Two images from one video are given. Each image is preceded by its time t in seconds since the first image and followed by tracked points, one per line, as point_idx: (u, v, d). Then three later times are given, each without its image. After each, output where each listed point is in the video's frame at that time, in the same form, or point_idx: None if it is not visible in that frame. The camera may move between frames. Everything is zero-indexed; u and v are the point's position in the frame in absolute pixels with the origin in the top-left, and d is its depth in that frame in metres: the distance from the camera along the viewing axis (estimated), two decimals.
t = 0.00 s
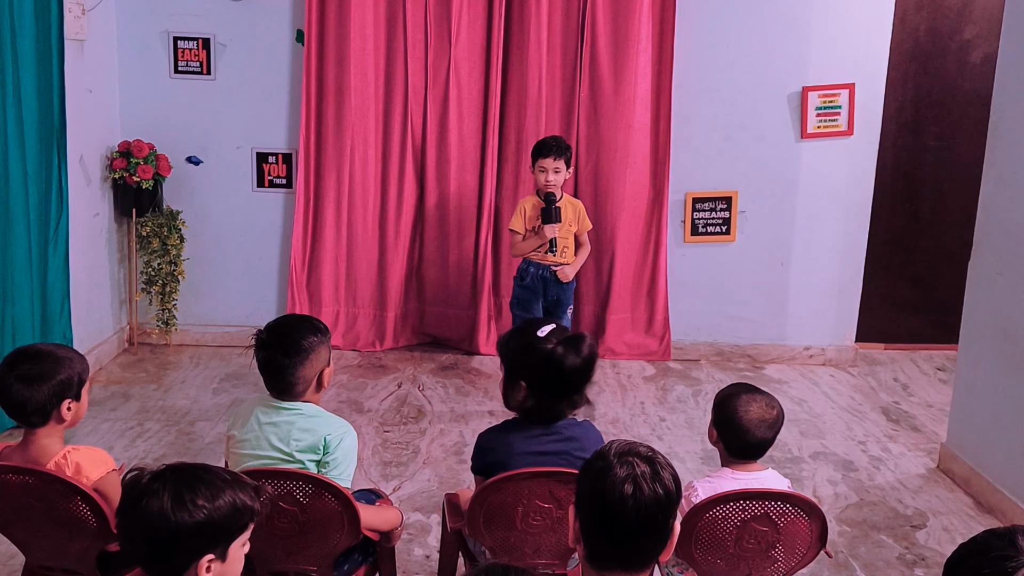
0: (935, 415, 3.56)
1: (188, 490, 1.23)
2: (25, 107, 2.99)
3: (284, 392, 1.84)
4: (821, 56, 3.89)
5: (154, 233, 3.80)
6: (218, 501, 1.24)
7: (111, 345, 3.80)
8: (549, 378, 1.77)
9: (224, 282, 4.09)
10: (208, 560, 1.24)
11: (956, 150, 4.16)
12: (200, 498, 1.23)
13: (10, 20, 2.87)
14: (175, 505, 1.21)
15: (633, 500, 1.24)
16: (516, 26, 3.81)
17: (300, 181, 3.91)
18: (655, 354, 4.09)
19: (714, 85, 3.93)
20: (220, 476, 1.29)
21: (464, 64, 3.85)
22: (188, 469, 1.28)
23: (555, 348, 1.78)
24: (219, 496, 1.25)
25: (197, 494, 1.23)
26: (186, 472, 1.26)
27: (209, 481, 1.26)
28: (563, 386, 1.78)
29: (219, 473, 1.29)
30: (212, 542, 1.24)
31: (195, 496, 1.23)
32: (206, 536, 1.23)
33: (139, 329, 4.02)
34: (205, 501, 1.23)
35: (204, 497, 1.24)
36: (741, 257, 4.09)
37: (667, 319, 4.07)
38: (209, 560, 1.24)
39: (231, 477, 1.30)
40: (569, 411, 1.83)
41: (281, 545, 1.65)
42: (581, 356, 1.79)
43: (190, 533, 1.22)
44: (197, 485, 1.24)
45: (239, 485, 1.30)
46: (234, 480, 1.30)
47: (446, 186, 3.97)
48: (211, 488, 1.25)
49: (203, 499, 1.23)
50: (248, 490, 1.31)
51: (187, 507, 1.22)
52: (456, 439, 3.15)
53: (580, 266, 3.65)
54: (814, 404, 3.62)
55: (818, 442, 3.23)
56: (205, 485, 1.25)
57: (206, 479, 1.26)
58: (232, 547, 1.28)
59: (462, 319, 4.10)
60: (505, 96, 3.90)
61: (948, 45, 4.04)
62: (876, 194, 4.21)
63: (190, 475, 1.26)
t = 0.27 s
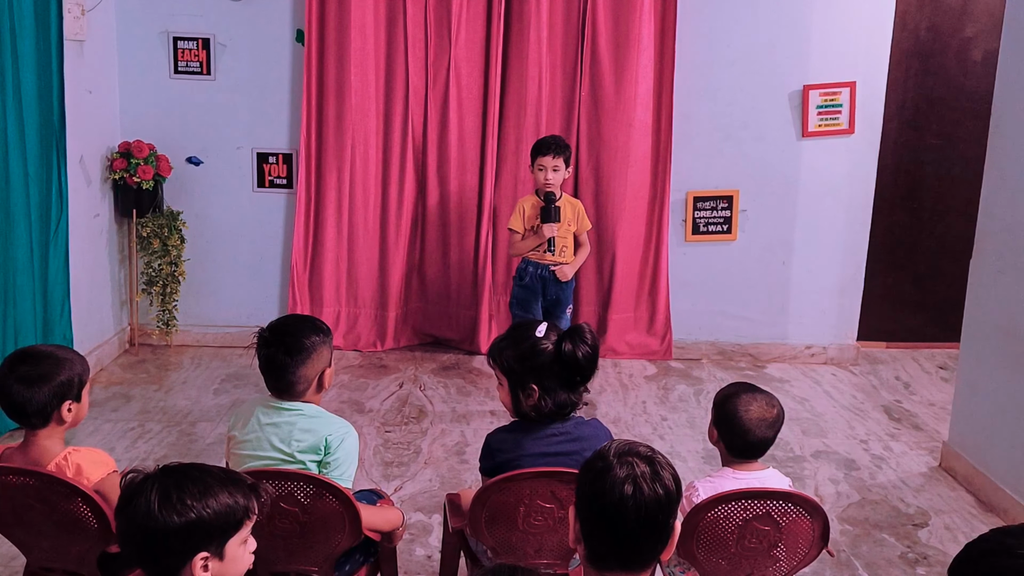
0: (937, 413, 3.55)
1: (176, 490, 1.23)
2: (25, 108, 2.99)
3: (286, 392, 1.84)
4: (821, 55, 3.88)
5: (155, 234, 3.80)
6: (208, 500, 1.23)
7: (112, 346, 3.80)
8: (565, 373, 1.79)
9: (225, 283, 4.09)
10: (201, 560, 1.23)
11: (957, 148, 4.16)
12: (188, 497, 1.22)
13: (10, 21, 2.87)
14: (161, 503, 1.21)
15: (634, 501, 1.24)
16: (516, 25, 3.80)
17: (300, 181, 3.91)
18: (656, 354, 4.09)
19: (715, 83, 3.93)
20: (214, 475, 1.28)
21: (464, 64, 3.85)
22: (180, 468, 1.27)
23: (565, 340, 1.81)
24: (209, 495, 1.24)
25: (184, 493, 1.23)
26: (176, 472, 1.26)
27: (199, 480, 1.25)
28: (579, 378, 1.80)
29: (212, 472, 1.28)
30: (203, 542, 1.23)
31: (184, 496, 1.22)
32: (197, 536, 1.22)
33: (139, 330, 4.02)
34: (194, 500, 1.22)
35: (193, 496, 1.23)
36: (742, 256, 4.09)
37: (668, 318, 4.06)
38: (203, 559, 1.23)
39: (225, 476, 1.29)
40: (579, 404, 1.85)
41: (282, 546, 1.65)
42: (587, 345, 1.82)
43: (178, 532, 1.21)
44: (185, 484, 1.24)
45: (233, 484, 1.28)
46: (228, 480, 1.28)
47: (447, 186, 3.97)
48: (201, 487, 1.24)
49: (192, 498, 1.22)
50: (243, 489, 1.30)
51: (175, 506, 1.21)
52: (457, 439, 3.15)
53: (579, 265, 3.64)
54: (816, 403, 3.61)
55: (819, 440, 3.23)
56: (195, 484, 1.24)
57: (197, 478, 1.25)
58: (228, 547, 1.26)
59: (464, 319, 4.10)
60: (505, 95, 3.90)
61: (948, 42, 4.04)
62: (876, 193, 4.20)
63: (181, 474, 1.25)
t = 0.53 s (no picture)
0: (939, 413, 3.55)
1: (174, 491, 1.22)
2: (27, 110, 2.99)
3: (287, 392, 1.84)
4: (822, 54, 3.88)
5: (156, 234, 3.79)
6: (207, 501, 1.23)
7: (113, 347, 3.80)
8: (565, 373, 1.79)
9: (226, 284, 4.09)
10: (200, 560, 1.22)
11: (958, 147, 4.15)
12: (187, 498, 1.22)
13: (12, 22, 2.87)
14: (159, 505, 1.21)
15: (636, 502, 1.24)
16: (517, 25, 3.80)
17: (301, 182, 3.91)
18: (657, 354, 4.08)
19: (716, 83, 3.92)
20: (212, 475, 1.27)
21: (465, 64, 3.85)
22: (178, 469, 1.27)
23: (565, 341, 1.81)
24: (208, 496, 1.24)
25: (182, 494, 1.22)
26: (174, 473, 1.25)
27: (197, 480, 1.25)
28: (579, 379, 1.80)
29: (210, 472, 1.27)
30: (201, 542, 1.22)
31: (182, 497, 1.22)
32: (195, 537, 1.22)
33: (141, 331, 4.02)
34: (192, 501, 1.22)
35: (191, 497, 1.22)
36: (744, 256, 4.08)
37: (670, 318, 4.06)
38: (203, 560, 1.23)
39: (223, 476, 1.29)
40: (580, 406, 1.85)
41: (284, 547, 1.65)
42: (588, 346, 1.82)
43: (176, 534, 1.21)
44: (183, 485, 1.23)
45: (232, 484, 1.28)
46: (226, 480, 1.28)
47: (448, 186, 3.97)
48: (199, 488, 1.24)
49: (190, 499, 1.22)
50: (242, 489, 1.29)
51: (172, 507, 1.21)
52: (459, 439, 3.15)
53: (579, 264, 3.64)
54: (818, 403, 3.61)
55: (821, 440, 3.22)
56: (193, 485, 1.24)
57: (195, 479, 1.25)
58: (227, 547, 1.26)
59: (465, 319, 4.10)
60: (506, 95, 3.89)
61: (949, 42, 4.03)
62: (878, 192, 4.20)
63: (178, 475, 1.25)
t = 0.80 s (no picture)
0: (941, 414, 3.55)
1: (180, 491, 1.23)
2: (30, 112, 2.99)
3: (288, 394, 1.84)
4: (824, 55, 3.88)
5: (158, 236, 3.79)
6: (212, 501, 1.23)
7: (115, 348, 3.80)
8: (565, 373, 1.80)
9: (228, 285, 4.09)
10: (204, 560, 1.23)
11: (959, 148, 4.15)
12: (192, 497, 1.23)
13: (15, 24, 2.88)
14: (165, 504, 1.21)
15: (638, 504, 1.24)
16: (518, 27, 3.81)
17: (303, 183, 3.91)
18: (659, 355, 4.08)
19: (717, 85, 3.93)
20: (216, 476, 1.28)
21: (467, 66, 3.85)
22: (183, 469, 1.27)
23: (567, 342, 1.82)
24: (213, 496, 1.24)
25: (188, 494, 1.23)
26: (179, 473, 1.26)
27: (202, 480, 1.25)
28: (579, 379, 1.81)
29: (215, 473, 1.28)
30: (206, 542, 1.23)
31: (188, 497, 1.22)
32: (200, 536, 1.22)
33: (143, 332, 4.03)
34: (197, 501, 1.22)
35: (197, 497, 1.23)
36: (746, 257, 4.08)
37: (671, 319, 4.06)
38: (206, 560, 1.24)
39: (228, 477, 1.29)
40: (581, 406, 1.86)
41: (286, 548, 1.66)
42: (591, 347, 1.83)
43: (182, 533, 1.21)
44: (189, 485, 1.24)
45: (235, 484, 1.29)
46: (230, 480, 1.29)
47: (449, 187, 3.97)
48: (204, 488, 1.24)
49: (195, 499, 1.22)
50: (246, 489, 1.30)
51: (178, 507, 1.21)
52: (460, 440, 3.15)
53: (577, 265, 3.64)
54: (819, 404, 3.61)
55: (822, 441, 3.22)
56: (198, 485, 1.24)
57: (200, 479, 1.25)
58: (231, 547, 1.27)
59: (466, 320, 4.10)
60: (507, 96, 3.90)
61: (951, 43, 4.03)
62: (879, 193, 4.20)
63: (183, 475, 1.25)
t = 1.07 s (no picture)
0: (943, 414, 3.55)
1: (185, 493, 1.23)
2: (32, 116, 3.00)
3: (289, 395, 1.85)
4: (825, 56, 3.88)
5: (161, 239, 3.80)
6: (217, 503, 1.24)
7: (118, 351, 3.81)
8: (564, 374, 1.81)
9: (230, 288, 4.10)
10: (210, 561, 1.23)
11: (960, 149, 4.16)
12: (198, 500, 1.23)
13: (17, 29, 2.89)
14: (171, 507, 1.22)
15: (641, 504, 1.24)
16: (519, 29, 3.81)
17: (305, 186, 3.92)
18: (661, 356, 4.08)
19: (718, 87, 3.93)
20: (222, 478, 1.28)
21: (468, 68, 3.86)
22: (189, 471, 1.28)
23: (567, 342, 1.83)
24: (218, 498, 1.24)
25: (194, 497, 1.23)
26: (184, 474, 1.26)
27: (207, 482, 1.26)
28: (578, 379, 1.82)
29: (220, 474, 1.28)
30: (212, 544, 1.23)
31: (194, 499, 1.23)
32: (206, 538, 1.23)
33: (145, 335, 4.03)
34: (201, 504, 1.23)
35: (202, 499, 1.23)
36: (747, 258, 4.09)
37: (673, 321, 4.07)
38: (212, 561, 1.24)
39: (233, 478, 1.30)
40: (580, 407, 1.86)
41: (290, 550, 1.66)
42: (590, 348, 1.83)
43: (188, 535, 1.22)
44: (194, 487, 1.24)
45: (241, 486, 1.29)
46: (236, 482, 1.29)
47: (450, 189, 3.97)
48: (210, 490, 1.25)
49: (200, 501, 1.23)
50: (251, 491, 1.30)
51: (184, 509, 1.22)
52: (463, 442, 3.16)
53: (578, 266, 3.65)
54: (821, 405, 3.61)
55: (825, 442, 3.22)
56: (203, 487, 1.25)
57: (205, 481, 1.26)
58: (236, 548, 1.27)
59: (468, 322, 4.10)
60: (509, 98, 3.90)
61: (951, 44, 4.04)
62: (880, 194, 4.20)
63: (189, 477, 1.26)
